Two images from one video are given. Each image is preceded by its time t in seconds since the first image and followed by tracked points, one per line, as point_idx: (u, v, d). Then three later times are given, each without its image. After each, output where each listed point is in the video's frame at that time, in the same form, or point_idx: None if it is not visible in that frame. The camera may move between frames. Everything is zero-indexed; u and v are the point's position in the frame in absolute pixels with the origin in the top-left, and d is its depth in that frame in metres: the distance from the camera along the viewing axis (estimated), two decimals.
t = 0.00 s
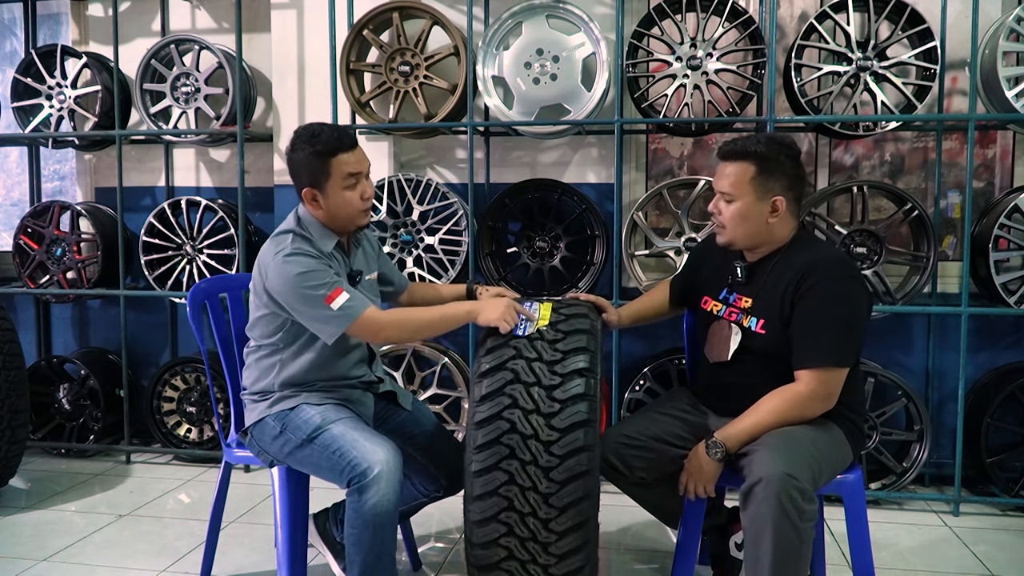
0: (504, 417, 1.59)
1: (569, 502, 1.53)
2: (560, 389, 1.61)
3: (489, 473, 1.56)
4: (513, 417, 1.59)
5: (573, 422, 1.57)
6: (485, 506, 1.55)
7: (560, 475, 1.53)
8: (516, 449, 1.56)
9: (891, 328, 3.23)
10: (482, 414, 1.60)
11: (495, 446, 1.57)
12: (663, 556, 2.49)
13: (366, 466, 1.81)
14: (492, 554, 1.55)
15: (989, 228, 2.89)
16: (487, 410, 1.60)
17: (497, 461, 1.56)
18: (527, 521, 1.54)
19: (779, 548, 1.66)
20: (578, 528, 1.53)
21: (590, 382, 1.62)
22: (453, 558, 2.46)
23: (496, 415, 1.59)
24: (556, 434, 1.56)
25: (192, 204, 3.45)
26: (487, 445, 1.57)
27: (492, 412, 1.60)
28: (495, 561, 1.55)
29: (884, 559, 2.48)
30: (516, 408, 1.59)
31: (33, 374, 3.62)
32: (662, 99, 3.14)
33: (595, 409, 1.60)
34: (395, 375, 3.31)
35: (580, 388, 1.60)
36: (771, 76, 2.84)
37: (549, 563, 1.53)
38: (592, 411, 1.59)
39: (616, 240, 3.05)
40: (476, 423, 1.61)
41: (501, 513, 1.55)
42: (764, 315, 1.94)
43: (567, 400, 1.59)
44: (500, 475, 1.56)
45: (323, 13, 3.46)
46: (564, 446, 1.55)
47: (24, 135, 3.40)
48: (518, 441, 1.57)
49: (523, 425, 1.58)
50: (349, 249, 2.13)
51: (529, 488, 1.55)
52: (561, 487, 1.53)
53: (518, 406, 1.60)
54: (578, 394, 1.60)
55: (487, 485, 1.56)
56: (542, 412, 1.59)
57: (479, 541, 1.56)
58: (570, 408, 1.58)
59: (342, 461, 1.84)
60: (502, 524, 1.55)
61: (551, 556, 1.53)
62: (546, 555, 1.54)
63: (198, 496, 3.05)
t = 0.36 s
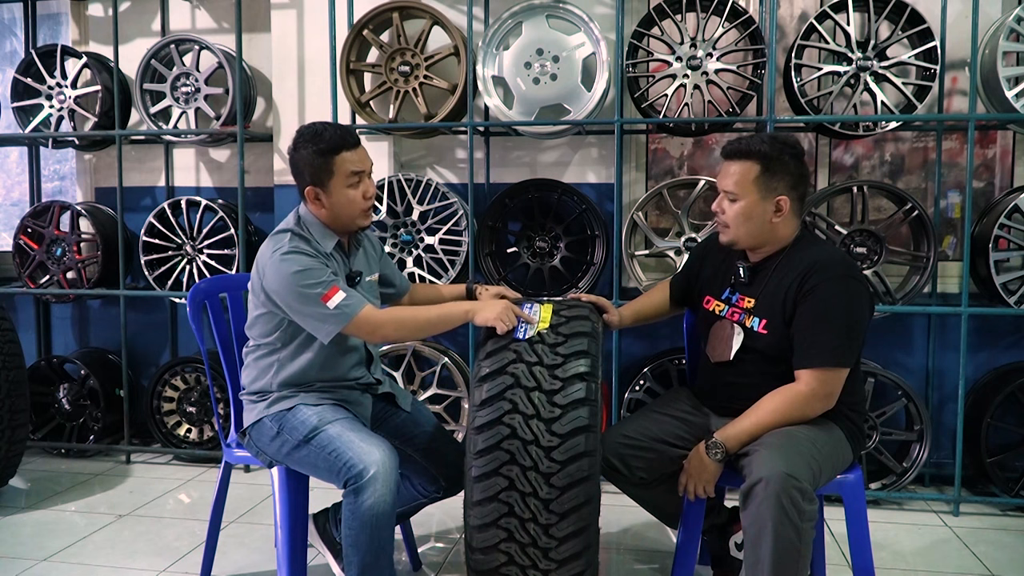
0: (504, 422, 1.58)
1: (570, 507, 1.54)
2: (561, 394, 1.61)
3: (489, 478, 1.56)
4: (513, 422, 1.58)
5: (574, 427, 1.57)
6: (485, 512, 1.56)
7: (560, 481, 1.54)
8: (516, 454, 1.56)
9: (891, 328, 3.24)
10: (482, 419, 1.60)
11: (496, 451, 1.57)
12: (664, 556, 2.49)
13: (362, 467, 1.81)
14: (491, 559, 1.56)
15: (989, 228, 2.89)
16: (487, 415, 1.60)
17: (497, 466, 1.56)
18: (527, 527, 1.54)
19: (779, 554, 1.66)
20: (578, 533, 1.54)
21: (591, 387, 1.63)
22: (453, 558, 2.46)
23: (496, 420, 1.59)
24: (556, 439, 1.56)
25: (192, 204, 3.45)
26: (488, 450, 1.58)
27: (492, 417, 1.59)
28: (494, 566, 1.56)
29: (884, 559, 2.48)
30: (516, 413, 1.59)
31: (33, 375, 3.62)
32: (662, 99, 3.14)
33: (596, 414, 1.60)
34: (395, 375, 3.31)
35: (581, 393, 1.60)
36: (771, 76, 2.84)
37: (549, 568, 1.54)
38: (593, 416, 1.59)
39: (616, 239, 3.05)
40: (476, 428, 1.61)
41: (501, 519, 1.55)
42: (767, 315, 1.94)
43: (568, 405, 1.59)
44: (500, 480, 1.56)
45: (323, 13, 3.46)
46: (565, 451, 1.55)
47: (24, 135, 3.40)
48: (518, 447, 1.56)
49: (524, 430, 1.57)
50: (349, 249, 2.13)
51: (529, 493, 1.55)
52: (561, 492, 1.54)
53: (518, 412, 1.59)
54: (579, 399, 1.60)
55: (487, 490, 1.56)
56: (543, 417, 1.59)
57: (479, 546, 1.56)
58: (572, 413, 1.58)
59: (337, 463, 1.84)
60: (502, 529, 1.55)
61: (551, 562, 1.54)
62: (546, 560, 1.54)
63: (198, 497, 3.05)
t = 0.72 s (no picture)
0: (504, 425, 1.58)
1: (570, 510, 1.54)
2: (561, 397, 1.60)
3: (490, 481, 1.57)
4: (513, 425, 1.58)
5: (574, 429, 1.56)
6: (485, 514, 1.57)
7: (560, 484, 1.54)
8: (517, 457, 1.56)
9: (891, 328, 3.24)
10: (482, 421, 1.61)
11: (496, 454, 1.57)
12: (664, 556, 2.49)
13: (363, 465, 1.81)
14: (492, 561, 1.57)
15: (989, 229, 2.89)
16: (488, 417, 1.60)
17: (497, 469, 1.57)
18: (527, 529, 1.55)
19: (779, 555, 1.66)
20: (578, 536, 1.54)
21: (592, 389, 1.62)
22: (453, 558, 2.46)
23: (496, 423, 1.59)
24: (556, 442, 1.56)
25: (192, 204, 3.45)
26: (488, 453, 1.58)
27: (493, 419, 1.60)
28: (495, 568, 1.57)
29: (884, 560, 2.48)
30: (516, 415, 1.59)
31: (33, 375, 3.62)
32: (662, 99, 3.14)
33: (596, 416, 1.60)
34: (395, 375, 3.31)
35: (582, 396, 1.60)
36: (771, 76, 2.84)
37: (548, 570, 1.54)
38: (593, 419, 1.58)
39: (616, 239, 3.05)
40: (476, 430, 1.61)
41: (501, 521, 1.56)
42: (769, 315, 1.94)
43: (568, 407, 1.59)
44: (500, 483, 1.56)
45: (323, 12, 3.46)
46: (565, 454, 1.55)
47: (24, 135, 3.40)
48: (518, 449, 1.56)
49: (524, 433, 1.57)
50: (345, 246, 2.14)
51: (529, 496, 1.55)
52: (561, 495, 1.54)
53: (518, 414, 1.59)
54: (579, 402, 1.59)
55: (488, 493, 1.57)
56: (543, 419, 1.58)
57: (479, 549, 1.57)
58: (571, 416, 1.58)
59: (338, 461, 1.84)
60: (502, 532, 1.56)
61: (550, 564, 1.54)
62: (546, 562, 1.54)
63: (198, 496, 3.05)
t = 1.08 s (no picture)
0: (504, 426, 1.58)
1: (569, 512, 1.54)
2: (561, 398, 1.60)
3: (490, 482, 1.57)
4: (513, 426, 1.58)
5: (574, 430, 1.56)
6: (486, 515, 1.57)
7: (560, 485, 1.54)
8: (516, 458, 1.56)
9: (891, 328, 3.24)
10: (483, 422, 1.60)
11: (495, 455, 1.57)
12: (664, 556, 2.49)
13: (355, 467, 1.81)
14: (492, 562, 1.57)
15: (989, 229, 2.89)
16: (488, 418, 1.60)
17: (497, 470, 1.57)
18: (527, 531, 1.55)
19: (772, 556, 1.66)
20: (578, 538, 1.55)
21: (592, 390, 1.61)
22: (453, 558, 2.46)
23: (496, 424, 1.59)
24: (556, 443, 1.56)
25: (192, 204, 3.45)
26: (488, 454, 1.58)
27: (493, 420, 1.59)
28: (495, 569, 1.57)
29: (884, 560, 2.48)
30: (516, 416, 1.59)
31: (33, 375, 3.62)
32: (662, 99, 3.14)
33: (596, 418, 1.59)
34: (395, 375, 3.31)
35: (582, 397, 1.59)
36: (771, 76, 2.84)
37: (549, 571, 1.54)
38: (593, 420, 1.58)
39: (616, 240, 3.05)
40: (476, 431, 1.61)
41: (501, 522, 1.56)
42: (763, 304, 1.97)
43: (568, 408, 1.58)
44: (500, 484, 1.56)
45: (323, 12, 3.46)
46: (565, 455, 1.55)
47: (24, 135, 3.40)
48: (518, 450, 1.56)
49: (524, 434, 1.57)
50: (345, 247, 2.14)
51: (529, 497, 1.55)
52: (561, 497, 1.54)
53: (518, 415, 1.59)
54: (579, 403, 1.59)
55: (488, 494, 1.57)
56: (543, 420, 1.58)
57: (479, 550, 1.58)
58: (572, 417, 1.57)
59: (330, 463, 1.84)
60: (502, 533, 1.56)
61: (551, 565, 1.54)
62: (546, 563, 1.54)
63: (198, 497, 3.05)
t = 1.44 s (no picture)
0: (504, 427, 1.58)
1: (569, 513, 1.54)
2: (561, 398, 1.60)
3: (490, 483, 1.57)
4: (513, 426, 1.58)
5: (575, 431, 1.56)
6: (486, 516, 1.57)
7: (560, 486, 1.54)
8: (516, 459, 1.56)
9: (891, 328, 3.24)
10: (482, 423, 1.60)
11: (495, 456, 1.57)
12: (664, 556, 2.49)
13: (364, 463, 1.81)
14: (491, 563, 1.57)
15: (989, 229, 2.89)
16: (487, 419, 1.60)
17: (497, 471, 1.57)
18: (527, 532, 1.55)
19: (776, 554, 1.66)
20: (578, 538, 1.55)
21: (592, 390, 1.61)
22: (453, 558, 2.46)
23: (496, 424, 1.59)
24: (556, 444, 1.56)
25: (192, 204, 3.45)
26: (488, 455, 1.58)
27: (493, 421, 1.59)
28: (495, 570, 1.57)
29: (884, 560, 2.48)
30: (516, 417, 1.58)
31: (33, 375, 3.62)
32: (662, 99, 3.14)
33: (596, 419, 1.59)
34: (395, 375, 3.31)
35: (582, 397, 1.59)
36: (771, 76, 2.84)
37: (549, 572, 1.55)
38: (594, 420, 1.58)
39: (616, 240, 3.05)
40: (475, 432, 1.61)
41: (501, 523, 1.56)
42: (771, 298, 1.97)
43: (568, 409, 1.58)
44: (500, 485, 1.56)
45: (323, 12, 3.46)
46: (565, 456, 1.55)
47: (24, 135, 3.40)
48: (518, 451, 1.56)
49: (524, 435, 1.57)
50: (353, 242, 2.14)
51: (528, 498, 1.55)
52: (561, 497, 1.54)
53: (519, 416, 1.59)
54: (579, 404, 1.59)
55: (488, 495, 1.57)
56: (543, 421, 1.58)
57: (479, 550, 1.58)
58: (572, 417, 1.57)
59: (339, 460, 1.84)
60: (502, 534, 1.56)
61: (551, 566, 1.54)
62: (546, 564, 1.55)
63: (199, 497, 3.05)
